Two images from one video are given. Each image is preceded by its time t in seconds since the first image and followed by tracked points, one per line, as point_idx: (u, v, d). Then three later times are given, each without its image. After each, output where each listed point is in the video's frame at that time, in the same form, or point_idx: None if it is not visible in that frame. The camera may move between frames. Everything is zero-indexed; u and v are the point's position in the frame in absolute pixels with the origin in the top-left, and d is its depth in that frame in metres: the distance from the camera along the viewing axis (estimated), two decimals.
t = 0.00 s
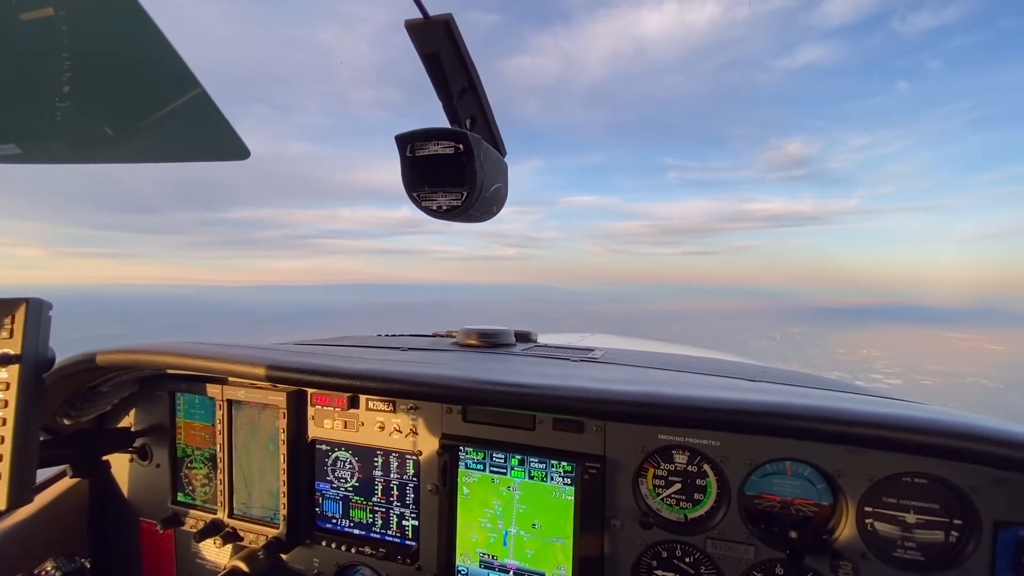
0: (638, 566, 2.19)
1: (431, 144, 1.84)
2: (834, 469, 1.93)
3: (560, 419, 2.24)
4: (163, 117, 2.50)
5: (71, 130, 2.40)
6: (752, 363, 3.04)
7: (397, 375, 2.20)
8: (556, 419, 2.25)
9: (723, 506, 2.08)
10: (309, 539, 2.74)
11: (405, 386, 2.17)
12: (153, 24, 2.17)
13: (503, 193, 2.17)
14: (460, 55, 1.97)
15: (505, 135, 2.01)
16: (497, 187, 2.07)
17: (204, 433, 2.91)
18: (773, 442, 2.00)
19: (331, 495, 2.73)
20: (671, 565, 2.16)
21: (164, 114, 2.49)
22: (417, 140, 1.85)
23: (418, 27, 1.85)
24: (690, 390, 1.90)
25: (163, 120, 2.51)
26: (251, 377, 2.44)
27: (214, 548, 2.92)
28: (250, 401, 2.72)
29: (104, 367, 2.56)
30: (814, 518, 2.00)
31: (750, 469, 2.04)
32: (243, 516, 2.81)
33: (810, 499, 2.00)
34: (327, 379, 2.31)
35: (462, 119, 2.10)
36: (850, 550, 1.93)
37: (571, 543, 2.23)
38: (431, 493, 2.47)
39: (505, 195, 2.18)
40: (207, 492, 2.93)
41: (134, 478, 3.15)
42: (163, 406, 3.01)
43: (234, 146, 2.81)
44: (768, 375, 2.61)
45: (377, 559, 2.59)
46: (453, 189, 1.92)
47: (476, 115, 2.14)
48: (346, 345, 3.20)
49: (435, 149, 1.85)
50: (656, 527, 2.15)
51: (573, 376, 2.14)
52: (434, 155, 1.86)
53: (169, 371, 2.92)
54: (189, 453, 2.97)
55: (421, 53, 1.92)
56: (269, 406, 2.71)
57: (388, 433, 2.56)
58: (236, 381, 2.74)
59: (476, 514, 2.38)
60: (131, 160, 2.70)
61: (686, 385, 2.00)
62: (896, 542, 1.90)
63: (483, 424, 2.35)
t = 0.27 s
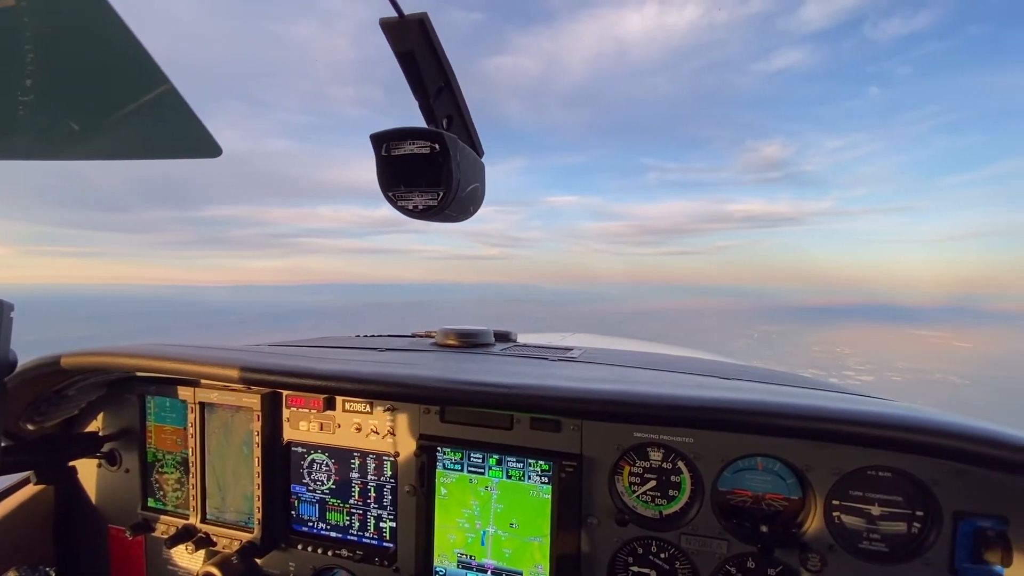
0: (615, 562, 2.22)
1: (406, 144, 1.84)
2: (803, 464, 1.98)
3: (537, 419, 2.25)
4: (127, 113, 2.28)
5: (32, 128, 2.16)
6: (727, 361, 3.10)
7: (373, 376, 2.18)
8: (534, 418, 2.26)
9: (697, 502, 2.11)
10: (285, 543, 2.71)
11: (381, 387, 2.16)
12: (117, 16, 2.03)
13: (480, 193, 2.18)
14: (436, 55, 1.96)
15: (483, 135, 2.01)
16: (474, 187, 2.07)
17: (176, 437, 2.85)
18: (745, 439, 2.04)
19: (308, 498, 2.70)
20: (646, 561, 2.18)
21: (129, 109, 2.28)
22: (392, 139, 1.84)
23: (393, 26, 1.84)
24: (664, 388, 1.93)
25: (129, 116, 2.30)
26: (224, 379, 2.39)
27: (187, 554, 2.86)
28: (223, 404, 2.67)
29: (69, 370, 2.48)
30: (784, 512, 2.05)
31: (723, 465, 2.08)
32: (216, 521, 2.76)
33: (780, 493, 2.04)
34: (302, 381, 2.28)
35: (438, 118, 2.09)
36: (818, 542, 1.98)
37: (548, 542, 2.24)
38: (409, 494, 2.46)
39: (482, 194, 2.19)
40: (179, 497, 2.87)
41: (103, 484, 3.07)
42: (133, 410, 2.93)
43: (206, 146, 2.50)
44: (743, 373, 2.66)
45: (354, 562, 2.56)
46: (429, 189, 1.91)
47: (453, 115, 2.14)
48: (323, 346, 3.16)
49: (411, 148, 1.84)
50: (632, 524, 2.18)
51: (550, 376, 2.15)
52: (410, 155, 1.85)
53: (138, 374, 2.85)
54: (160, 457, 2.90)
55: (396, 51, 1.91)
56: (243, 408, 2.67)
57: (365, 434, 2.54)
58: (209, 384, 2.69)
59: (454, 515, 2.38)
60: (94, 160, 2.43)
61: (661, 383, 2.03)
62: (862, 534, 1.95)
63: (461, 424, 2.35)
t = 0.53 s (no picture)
0: (589, 555, 2.25)
1: (378, 140, 1.83)
2: (769, 455, 2.04)
3: (512, 415, 2.27)
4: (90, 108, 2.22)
5: None
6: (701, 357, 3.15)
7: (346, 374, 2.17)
8: (509, 414, 2.27)
9: (668, 494, 2.16)
10: (258, 544, 2.67)
11: (355, 385, 2.14)
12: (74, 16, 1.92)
13: (454, 190, 2.18)
14: (408, 51, 1.96)
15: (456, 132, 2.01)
16: (448, 184, 2.07)
17: (144, 439, 2.78)
18: (714, 432, 2.09)
19: (281, 499, 2.67)
20: (620, 553, 2.22)
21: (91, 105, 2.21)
22: (364, 135, 1.82)
23: (364, 21, 1.82)
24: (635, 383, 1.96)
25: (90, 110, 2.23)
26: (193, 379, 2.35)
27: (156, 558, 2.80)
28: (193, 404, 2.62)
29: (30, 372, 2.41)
30: (752, 503, 2.10)
31: (693, 457, 2.12)
32: (187, 524, 2.71)
33: (749, 484, 2.10)
34: (273, 380, 2.25)
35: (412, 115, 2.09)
36: (784, 531, 2.04)
37: (523, 537, 2.25)
38: (384, 493, 2.45)
39: (456, 191, 2.19)
40: (148, 500, 2.81)
41: (68, 488, 2.98)
42: (99, 412, 2.85)
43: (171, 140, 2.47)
44: (715, 368, 2.71)
45: (329, 562, 2.55)
46: (401, 186, 1.92)
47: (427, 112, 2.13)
48: (298, 345, 3.12)
49: (383, 145, 1.83)
50: (605, 517, 2.21)
51: (524, 372, 2.17)
52: (381, 152, 1.84)
53: (105, 375, 2.77)
54: (128, 460, 2.83)
55: (368, 48, 1.90)
56: (214, 409, 2.62)
57: (340, 433, 2.52)
58: (179, 384, 2.64)
59: (429, 512, 2.37)
60: (52, 154, 2.36)
61: (633, 378, 2.06)
62: (825, 522, 2.02)
63: (436, 421, 2.35)
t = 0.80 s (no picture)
0: (559, 551, 2.26)
1: (342, 135, 1.80)
2: (734, 447, 2.08)
3: (482, 412, 2.26)
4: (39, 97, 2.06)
5: None
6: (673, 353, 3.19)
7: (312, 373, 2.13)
8: (479, 412, 2.27)
9: (637, 488, 2.18)
10: (225, 549, 2.61)
11: (321, 384, 2.10)
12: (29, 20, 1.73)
13: (422, 188, 2.15)
14: (371, 44, 1.94)
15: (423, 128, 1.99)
16: (416, 180, 2.04)
17: (104, 443, 2.69)
18: (681, 426, 2.12)
19: (248, 502, 2.62)
20: (590, 548, 2.24)
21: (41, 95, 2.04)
22: (328, 130, 1.80)
23: (326, 13, 1.80)
24: (603, 378, 1.96)
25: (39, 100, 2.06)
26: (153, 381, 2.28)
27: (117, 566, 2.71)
28: (154, 407, 2.54)
29: None
30: (718, 495, 2.14)
31: (660, 451, 2.15)
32: (149, 530, 2.63)
33: (714, 477, 2.13)
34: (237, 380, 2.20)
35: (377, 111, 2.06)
36: (748, 522, 2.08)
37: (494, 534, 2.25)
38: (354, 493, 2.42)
39: (424, 189, 2.16)
40: (108, 507, 2.72)
41: (22, 495, 2.86)
42: (55, 416, 2.75)
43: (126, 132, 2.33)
44: (685, 363, 2.74)
45: (298, 564, 2.51)
46: (367, 182, 1.88)
47: (394, 107, 2.11)
48: (266, 345, 3.05)
49: (347, 140, 1.80)
50: (575, 512, 2.23)
51: (494, 369, 2.16)
52: (345, 146, 1.81)
53: (60, 378, 2.67)
54: (86, 466, 2.73)
55: (331, 40, 1.88)
56: (177, 411, 2.55)
57: (308, 434, 2.48)
58: (139, 386, 2.55)
59: (399, 512, 2.35)
60: None
61: (601, 374, 2.07)
62: (788, 512, 2.07)
63: (406, 420, 2.33)
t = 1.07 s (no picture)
0: (530, 543, 2.26)
1: (303, 124, 1.75)
2: (699, 436, 2.12)
3: (451, 407, 2.24)
4: None
5: None
6: (645, 346, 3.22)
7: (275, 369, 2.08)
8: (448, 406, 2.25)
9: (605, 478, 2.20)
10: (187, 551, 2.54)
11: (284, 380, 2.06)
12: None
13: (388, 179, 2.13)
14: (334, 33, 1.98)
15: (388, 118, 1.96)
16: (381, 171, 2.01)
17: (56, 446, 2.58)
18: (648, 416, 2.14)
19: (212, 503, 2.55)
20: (560, 539, 2.25)
21: None
22: (288, 119, 1.75)
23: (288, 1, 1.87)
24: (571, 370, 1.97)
25: None
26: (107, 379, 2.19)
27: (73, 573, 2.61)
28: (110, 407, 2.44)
29: None
30: (685, 483, 2.17)
31: (628, 441, 2.17)
32: (107, 535, 2.54)
33: (681, 465, 2.17)
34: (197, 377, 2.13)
35: (341, 100, 2.03)
36: (713, 509, 2.12)
37: (464, 528, 2.24)
38: (321, 491, 2.38)
39: (390, 180, 2.14)
40: (62, 512, 2.61)
41: None
42: (3, 419, 2.62)
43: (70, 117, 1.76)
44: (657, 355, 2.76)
45: (265, 565, 2.45)
46: (330, 172, 1.84)
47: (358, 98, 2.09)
48: (230, 342, 2.97)
49: (308, 129, 1.76)
50: (545, 504, 2.23)
51: (463, 363, 2.14)
52: (308, 135, 1.77)
53: (8, 379, 2.55)
54: (38, 470, 2.61)
55: (293, 29, 1.92)
56: (135, 411, 2.46)
57: (273, 432, 2.42)
58: (94, 386, 2.45)
59: (368, 509, 2.32)
60: None
61: (570, 365, 2.07)
62: (751, 498, 2.11)
63: (374, 416, 2.30)
